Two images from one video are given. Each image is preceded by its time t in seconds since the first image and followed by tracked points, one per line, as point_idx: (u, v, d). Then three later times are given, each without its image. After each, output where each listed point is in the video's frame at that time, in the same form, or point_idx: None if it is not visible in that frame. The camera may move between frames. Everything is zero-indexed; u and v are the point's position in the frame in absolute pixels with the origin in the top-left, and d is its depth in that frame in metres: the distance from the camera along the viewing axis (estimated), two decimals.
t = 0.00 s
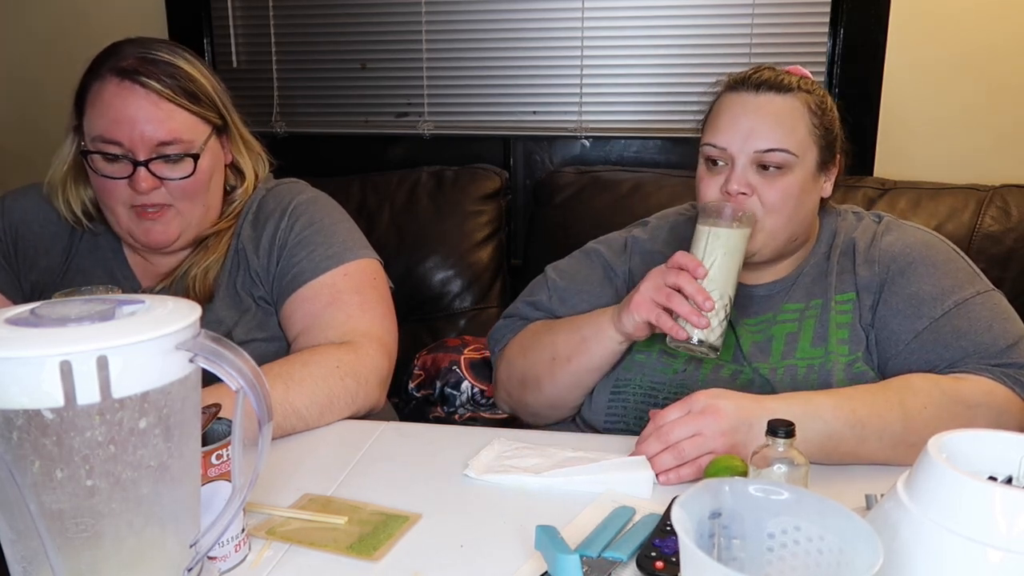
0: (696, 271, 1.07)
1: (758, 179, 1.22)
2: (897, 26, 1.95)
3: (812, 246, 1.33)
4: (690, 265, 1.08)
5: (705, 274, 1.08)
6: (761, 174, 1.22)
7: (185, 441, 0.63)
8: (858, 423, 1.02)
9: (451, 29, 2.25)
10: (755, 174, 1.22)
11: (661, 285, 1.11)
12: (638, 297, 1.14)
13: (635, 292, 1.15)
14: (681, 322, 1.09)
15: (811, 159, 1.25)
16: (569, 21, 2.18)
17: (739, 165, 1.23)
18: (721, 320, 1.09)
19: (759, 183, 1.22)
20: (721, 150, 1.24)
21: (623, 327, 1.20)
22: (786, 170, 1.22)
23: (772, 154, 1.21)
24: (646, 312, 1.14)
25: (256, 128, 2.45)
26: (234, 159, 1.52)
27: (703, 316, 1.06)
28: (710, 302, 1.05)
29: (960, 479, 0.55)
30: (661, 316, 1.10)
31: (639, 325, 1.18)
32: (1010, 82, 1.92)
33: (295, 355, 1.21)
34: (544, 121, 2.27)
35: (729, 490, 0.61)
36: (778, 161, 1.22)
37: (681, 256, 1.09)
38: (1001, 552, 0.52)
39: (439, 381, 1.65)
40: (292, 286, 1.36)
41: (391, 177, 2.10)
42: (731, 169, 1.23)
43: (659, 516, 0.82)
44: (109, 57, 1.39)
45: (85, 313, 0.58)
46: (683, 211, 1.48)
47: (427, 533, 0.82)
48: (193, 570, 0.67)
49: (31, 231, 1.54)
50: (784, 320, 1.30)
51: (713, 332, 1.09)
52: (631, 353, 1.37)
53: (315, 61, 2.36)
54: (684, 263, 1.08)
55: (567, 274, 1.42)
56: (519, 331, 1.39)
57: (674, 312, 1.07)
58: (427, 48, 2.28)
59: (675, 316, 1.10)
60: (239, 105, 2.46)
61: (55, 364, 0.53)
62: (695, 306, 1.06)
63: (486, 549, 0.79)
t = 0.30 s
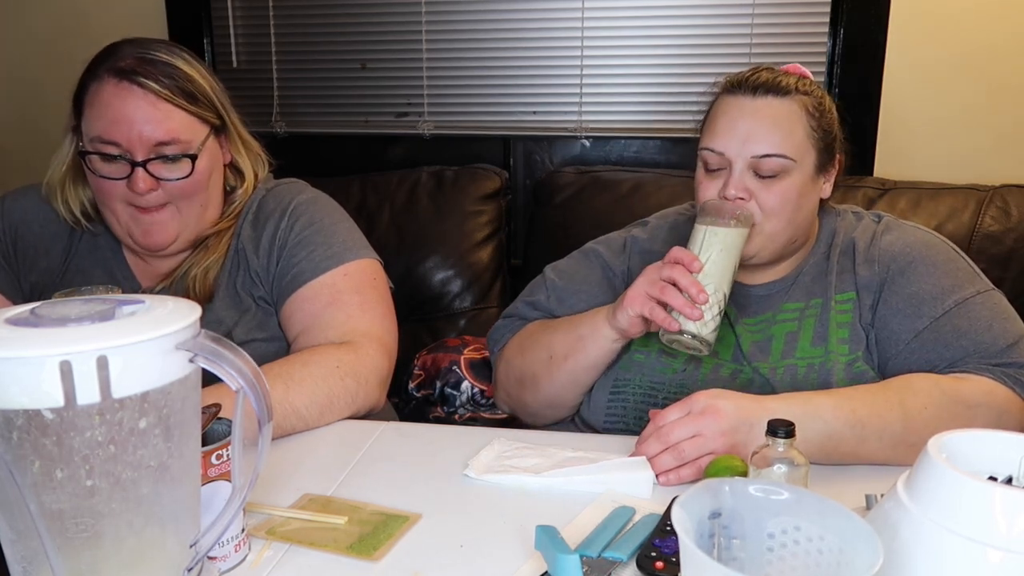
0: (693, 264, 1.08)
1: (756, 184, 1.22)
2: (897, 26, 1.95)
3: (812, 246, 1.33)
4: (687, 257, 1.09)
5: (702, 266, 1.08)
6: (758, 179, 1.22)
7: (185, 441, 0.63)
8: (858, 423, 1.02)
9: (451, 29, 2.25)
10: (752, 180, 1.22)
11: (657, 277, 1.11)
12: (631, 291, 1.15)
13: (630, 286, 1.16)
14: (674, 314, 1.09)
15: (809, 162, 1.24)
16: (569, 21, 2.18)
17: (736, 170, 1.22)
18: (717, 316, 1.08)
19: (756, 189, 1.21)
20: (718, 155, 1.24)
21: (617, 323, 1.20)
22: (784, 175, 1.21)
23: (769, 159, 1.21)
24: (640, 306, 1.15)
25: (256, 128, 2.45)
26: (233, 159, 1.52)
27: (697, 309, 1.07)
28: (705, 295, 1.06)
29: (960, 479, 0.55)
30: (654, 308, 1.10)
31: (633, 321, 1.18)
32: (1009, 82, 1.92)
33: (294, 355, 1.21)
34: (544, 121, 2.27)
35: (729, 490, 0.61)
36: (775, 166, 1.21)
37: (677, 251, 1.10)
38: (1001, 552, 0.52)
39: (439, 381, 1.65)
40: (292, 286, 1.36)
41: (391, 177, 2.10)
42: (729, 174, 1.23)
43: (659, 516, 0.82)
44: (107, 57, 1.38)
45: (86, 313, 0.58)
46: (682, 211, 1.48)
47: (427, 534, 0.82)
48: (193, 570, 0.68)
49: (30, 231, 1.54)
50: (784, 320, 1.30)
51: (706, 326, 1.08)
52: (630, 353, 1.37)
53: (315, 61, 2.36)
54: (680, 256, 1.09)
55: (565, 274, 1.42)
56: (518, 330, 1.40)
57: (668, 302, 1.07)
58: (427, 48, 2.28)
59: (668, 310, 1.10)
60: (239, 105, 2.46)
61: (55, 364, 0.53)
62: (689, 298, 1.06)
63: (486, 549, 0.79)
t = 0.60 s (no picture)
0: (687, 254, 1.08)
1: (754, 187, 1.22)
2: (897, 26, 1.95)
3: (811, 246, 1.33)
4: (682, 248, 1.09)
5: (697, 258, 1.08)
6: (755, 182, 1.22)
7: (185, 441, 0.63)
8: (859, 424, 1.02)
9: (451, 30, 2.25)
10: (750, 182, 1.22)
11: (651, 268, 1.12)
12: (625, 282, 1.16)
13: (625, 278, 1.17)
14: (667, 303, 1.09)
15: (807, 164, 1.24)
16: (569, 21, 2.18)
17: (733, 172, 1.22)
18: (709, 309, 1.07)
19: (754, 192, 1.22)
20: (715, 156, 1.24)
21: (612, 318, 1.21)
22: (782, 177, 1.22)
23: (766, 162, 1.21)
24: (631, 297, 1.16)
25: (256, 128, 2.45)
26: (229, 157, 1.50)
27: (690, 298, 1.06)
28: (696, 283, 1.05)
29: (960, 479, 0.55)
30: (646, 298, 1.11)
31: (626, 314, 1.19)
32: (1009, 83, 1.92)
33: (294, 355, 1.21)
34: (544, 121, 2.27)
35: (729, 490, 0.61)
36: (773, 169, 1.21)
37: (673, 244, 1.11)
38: (1001, 552, 0.52)
39: (439, 381, 1.65)
40: (293, 286, 1.36)
41: (391, 177, 2.10)
42: (726, 176, 1.23)
43: (659, 516, 0.82)
44: (86, 80, 1.35)
45: (85, 313, 0.58)
46: (681, 211, 1.48)
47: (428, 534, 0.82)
48: (193, 570, 0.68)
49: (29, 231, 1.54)
50: (783, 319, 1.30)
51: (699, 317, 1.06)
52: (629, 352, 1.37)
53: (315, 61, 2.36)
54: (675, 248, 1.10)
55: (565, 274, 1.42)
56: (518, 329, 1.40)
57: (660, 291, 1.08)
58: (427, 48, 2.28)
59: (660, 301, 1.10)
60: (239, 106, 2.46)
61: (55, 364, 0.53)
62: (682, 288, 1.06)
63: (486, 549, 0.79)
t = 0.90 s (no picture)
0: (684, 248, 1.08)
1: (751, 188, 1.22)
2: (897, 26, 1.95)
3: (810, 246, 1.33)
4: (680, 243, 1.09)
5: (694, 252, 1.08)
6: (753, 184, 1.22)
7: (184, 441, 0.63)
8: (859, 424, 1.02)
9: (451, 30, 2.25)
10: (747, 184, 1.22)
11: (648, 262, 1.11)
12: (621, 277, 1.16)
13: (620, 273, 1.17)
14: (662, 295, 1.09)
15: (804, 165, 1.24)
16: (569, 21, 2.18)
17: (730, 173, 1.22)
18: (706, 302, 1.07)
19: (752, 194, 1.22)
20: (713, 157, 1.24)
21: (609, 314, 1.21)
22: (779, 178, 1.22)
23: (763, 163, 1.21)
24: (626, 291, 1.16)
25: (256, 128, 2.45)
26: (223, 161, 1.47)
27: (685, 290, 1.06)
28: (693, 275, 1.05)
29: (960, 479, 0.55)
30: (641, 291, 1.11)
31: (622, 308, 1.19)
32: (1009, 83, 1.92)
33: (294, 355, 1.21)
34: (544, 121, 2.27)
35: (729, 489, 0.61)
36: (770, 170, 1.21)
37: (670, 238, 1.10)
38: (1001, 552, 0.52)
39: (439, 381, 1.65)
40: (293, 285, 1.36)
41: (392, 177, 2.10)
42: (724, 178, 1.23)
43: (659, 516, 0.82)
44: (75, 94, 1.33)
45: (86, 313, 0.58)
46: (680, 210, 1.48)
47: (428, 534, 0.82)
48: (193, 570, 0.68)
49: (28, 230, 1.54)
50: (783, 318, 1.30)
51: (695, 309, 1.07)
52: (628, 352, 1.37)
53: (316, 61, 2.36)
54: (672, 242, 1.10)
55: (564, 273, 1.42)
56: (518, 328, 1.40)
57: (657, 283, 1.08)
58: (427, 48, 2.28)
59: (656, 293, 1.10)
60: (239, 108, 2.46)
61: (55, 364, 0.53)
62: (677, 280, 1.06)
63: (486, 549, 0.79)
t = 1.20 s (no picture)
0: (682, 245, 1.08)
1: (749, 188, 1.22)
2: (897, 26, 1.95)
3: (810, 245, 1.33)
4: (678, 240, 1.09)
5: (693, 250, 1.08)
6: (751, 183, 1.22)
7: (184, 441, 0.63)
8: (859, 424, 1.02)
9: (451, 30, 2.25)
10: (745, 183, 1.22)
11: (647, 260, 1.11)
12: (618, 274, 1.16)
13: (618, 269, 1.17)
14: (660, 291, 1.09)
15: (803, 164, 1.24)
16: (568, 21, 2.18)
17: (729, 173, 1.22)
18: (703, 298, 1.07)
19: (751, 194, 1.22)
20: (712, 158, 1.24)
21: (607, 311, 1.21)
22: (778, 178, 1.21)
23: (762, 163, 1.21)
24: (625, 288, 1.16)
25: (256, 128, 2.45)
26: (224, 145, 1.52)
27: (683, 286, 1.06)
28: (690, 272, 1.05)
29: (960, 479, 0.55)
30: (638, 288, 1.12)
31: (621, 306, 1.19)
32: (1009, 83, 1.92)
33: (294, 355, 1.21)
34: (544, 121, 2.27)
35: (729, 490, 0.61)
36: (769, 170, 1.21)
37: (669, 235, 1.11)
38: (1001, 552, 0.52)
39: (439, 381, 1.65)
40: (293, 283, 1.36)
41: (391, 177, 2.10)
42: (722, 177, 1.23)
43: (659, 516, 0.82)
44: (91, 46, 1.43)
45: (86, 313, 0.58)
46: (680, 210, 1.48)
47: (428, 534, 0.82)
48: (192, 570, 0.68)
49: (27, 228, 1.55)
50: (782, 318, 1.30)
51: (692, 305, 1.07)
52: (627, 352, 1.37)
53: (316, 61, 2.36)
54: (670, 240, 1.10)
55: (564, 273, 1.42)
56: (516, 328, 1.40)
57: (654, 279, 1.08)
58: (427, 48, 2.28)
59: (654, 289, 1.10)
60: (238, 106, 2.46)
61: (55, 365, 0.53)
62: (675, 276, 1.06)
63: (486, 550, 0.79)
